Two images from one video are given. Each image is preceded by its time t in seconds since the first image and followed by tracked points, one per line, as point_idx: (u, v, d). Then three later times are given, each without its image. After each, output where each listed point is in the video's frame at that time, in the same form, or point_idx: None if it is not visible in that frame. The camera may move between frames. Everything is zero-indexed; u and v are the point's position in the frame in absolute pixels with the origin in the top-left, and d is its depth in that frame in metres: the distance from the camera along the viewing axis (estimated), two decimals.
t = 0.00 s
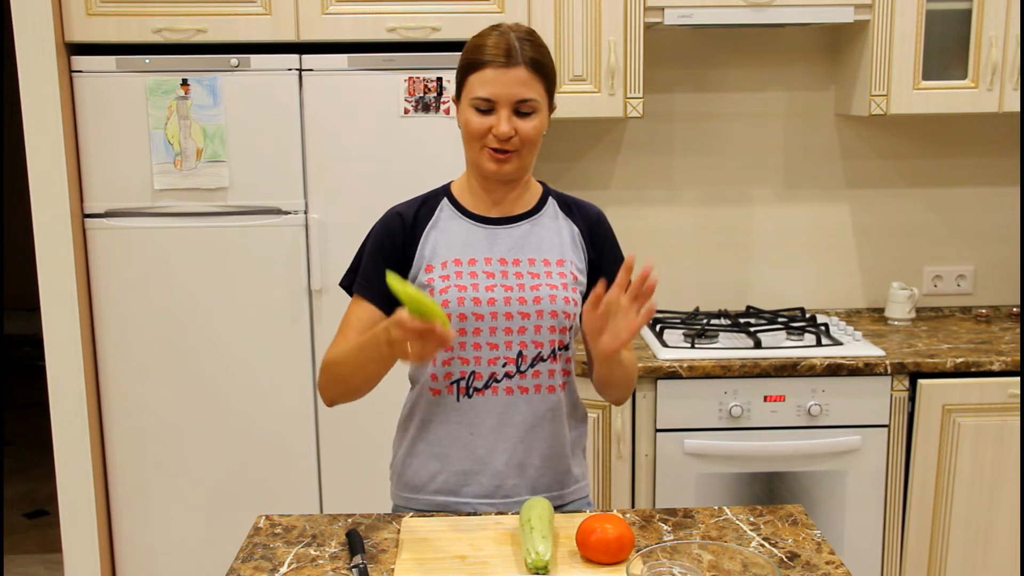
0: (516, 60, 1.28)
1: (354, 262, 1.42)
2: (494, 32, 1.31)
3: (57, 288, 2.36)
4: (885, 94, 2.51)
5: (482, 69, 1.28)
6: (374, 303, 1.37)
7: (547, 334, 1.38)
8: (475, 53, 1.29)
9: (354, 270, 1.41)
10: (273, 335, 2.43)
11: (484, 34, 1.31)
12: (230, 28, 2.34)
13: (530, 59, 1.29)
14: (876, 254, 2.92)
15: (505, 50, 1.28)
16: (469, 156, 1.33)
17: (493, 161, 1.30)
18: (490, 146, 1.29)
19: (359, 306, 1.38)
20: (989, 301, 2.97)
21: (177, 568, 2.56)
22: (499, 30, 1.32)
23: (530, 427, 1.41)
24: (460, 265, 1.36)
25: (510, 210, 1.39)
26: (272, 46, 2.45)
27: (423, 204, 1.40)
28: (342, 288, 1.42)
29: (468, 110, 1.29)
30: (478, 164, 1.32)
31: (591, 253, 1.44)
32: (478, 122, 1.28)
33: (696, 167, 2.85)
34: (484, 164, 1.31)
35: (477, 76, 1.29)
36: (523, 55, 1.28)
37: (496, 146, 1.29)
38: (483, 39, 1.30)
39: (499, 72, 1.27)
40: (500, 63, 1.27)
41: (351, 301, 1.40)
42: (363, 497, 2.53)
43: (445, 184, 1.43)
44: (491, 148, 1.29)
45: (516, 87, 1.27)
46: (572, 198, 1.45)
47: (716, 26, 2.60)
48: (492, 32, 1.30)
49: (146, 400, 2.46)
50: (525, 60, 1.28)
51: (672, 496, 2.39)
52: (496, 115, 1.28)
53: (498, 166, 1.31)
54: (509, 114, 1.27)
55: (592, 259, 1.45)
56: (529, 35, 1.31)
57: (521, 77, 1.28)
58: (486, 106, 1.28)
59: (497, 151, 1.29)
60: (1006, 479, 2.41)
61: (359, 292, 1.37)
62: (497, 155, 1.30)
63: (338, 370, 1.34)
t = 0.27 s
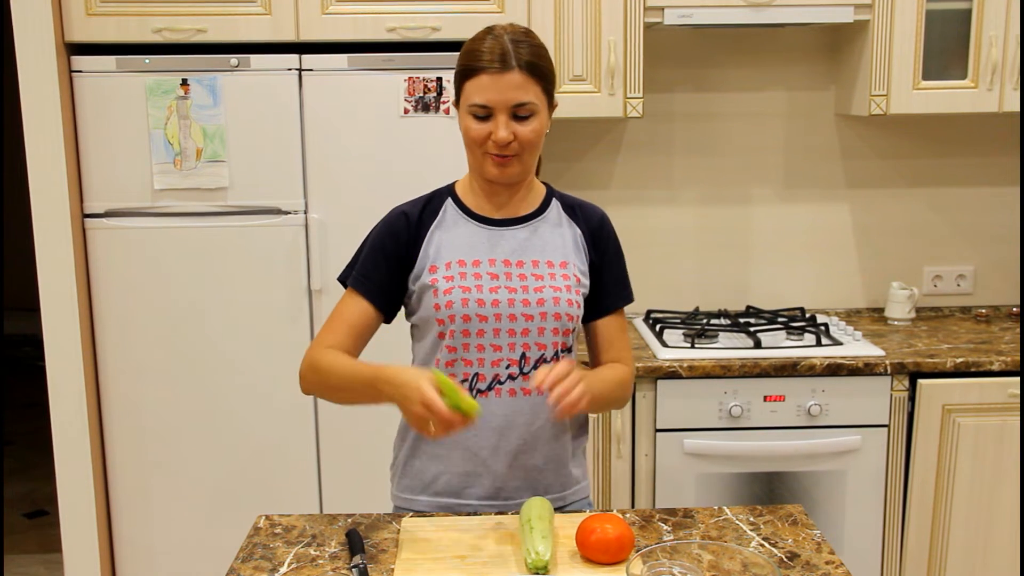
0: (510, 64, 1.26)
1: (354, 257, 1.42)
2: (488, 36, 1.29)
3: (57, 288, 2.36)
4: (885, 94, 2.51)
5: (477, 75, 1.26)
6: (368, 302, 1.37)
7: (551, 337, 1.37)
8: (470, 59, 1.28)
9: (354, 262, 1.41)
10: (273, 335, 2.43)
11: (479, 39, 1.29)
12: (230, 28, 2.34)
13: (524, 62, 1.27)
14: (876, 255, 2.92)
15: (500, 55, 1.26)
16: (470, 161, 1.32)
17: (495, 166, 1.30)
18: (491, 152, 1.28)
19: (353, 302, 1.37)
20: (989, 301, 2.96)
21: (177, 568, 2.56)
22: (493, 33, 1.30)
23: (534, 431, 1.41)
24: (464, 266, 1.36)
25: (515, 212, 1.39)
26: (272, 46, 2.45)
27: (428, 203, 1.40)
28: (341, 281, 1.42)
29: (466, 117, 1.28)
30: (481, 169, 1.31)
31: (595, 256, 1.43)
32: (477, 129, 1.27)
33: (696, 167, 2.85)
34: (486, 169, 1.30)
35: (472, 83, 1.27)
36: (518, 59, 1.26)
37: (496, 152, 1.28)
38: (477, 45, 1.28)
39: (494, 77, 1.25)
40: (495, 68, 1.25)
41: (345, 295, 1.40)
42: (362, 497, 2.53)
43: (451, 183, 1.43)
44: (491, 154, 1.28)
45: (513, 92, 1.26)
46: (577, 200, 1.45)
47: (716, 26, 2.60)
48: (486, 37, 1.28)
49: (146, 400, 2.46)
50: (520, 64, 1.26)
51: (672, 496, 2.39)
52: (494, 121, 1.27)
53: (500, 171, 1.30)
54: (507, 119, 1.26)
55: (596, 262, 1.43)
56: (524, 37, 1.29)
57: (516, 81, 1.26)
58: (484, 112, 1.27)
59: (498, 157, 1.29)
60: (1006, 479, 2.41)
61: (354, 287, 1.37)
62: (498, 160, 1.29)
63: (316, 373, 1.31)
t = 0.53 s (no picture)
0: (502, 71, 1.23)
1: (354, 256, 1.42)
2: (479, 39, 1.26)
3: (56, 288, 2.36)
4: (885, 94, 2.51)
5: (469, 83, 1.25)
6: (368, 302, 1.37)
7: (550, 338, 1.38)
8: (462, 65, 1.25)
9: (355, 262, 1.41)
10: (272, 335, 2.43)
11: (471, 43, 1.26)
12: (231, 28, 2.34)
13: (517, 68, 1.24)
14: (876, 254, 2.92)
15: (491, 61, 1.24)
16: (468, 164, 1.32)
17: (491, 171, 1.29)
18: (486, 158, 1.28)
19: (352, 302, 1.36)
20: (989, 301, 2.96)
21: (177, 568, 2.56)
22: (485, 35, 1.27)
23: (534, 432, 1.41)
24: (463, 268, 1.36)
25: (517, 211, 1.38)
26: (272, 46, 2.45)
27: (428, 203, 1.40)
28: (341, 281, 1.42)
29: (460, 123, 1.27)
30: (478, 173, 1.31)
31: (595, 251, 1.41)
32: (471, 136, 1.27)
33: (696, 167, 2.85)
34: (483, 174, 1.30)
35: (464, 90, 1.25)
36: (509, 65, 1.24)
37: (492, 159, 1.27)
38: (468, 49, 1.25)
39: (486, 86, 1.23)
40: (486, 76, 1.23)
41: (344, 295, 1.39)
42: (363, 498, 2.53)
43: (452, 182, 1.43)
44: (487, 160, 1.28)
45: (505, 100, 1.24)
46: (577, 197, 1.43)
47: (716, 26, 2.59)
48: (478, 40, 1.25)
49: (146, 400, 2.46)
50: (512, 70, 1.24)
51: (672, 496, 2.39)
52: (488, 128, 1.26)
53: (497, 176, 1.30)
54: (500, 126, 1.25)
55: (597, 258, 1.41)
56: (516, 38, 1.26)
57: (509, 89, 1.24)
58: (477, 120, 1.26)
59: (493, 162, 1.28)
60: (1006, 479, 2.41)
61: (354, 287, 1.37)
62: (494, 166, 1.29)
63: (314, 374, 1.30)
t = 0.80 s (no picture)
0: (489, 72, 1.23)
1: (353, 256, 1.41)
2: (467, 40, 1.26)
3: (57, 288, 2.36)
4: (885, 94, 2.51)
5: (457, 84, 1.25)
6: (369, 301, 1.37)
7: (548, 340, 1.38)
8: (450, 67, 1.25)
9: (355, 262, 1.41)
10: (272, 335, 2.43)
11: (458, 45, 1.26)
12: (231, 28, 2.34)
13: (504, 68, 1.24)
14: (876, 254, 2.92)
15: (479, 62, 1.24)
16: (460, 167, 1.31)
17: (483, 173, 1.29)
18: (476, 160, 1.27)
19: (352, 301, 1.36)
20: (989, 301, 2.96)
21: (177, 568, 2.56)
22: (473, 35, 1.27)
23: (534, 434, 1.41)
24: (459, 271, 1.36)
25: (513, 211, 1.38)
26: (272, 46, 2.45)
27: (425, 204, 1.39)
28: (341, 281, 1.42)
29: (450, 125, 1.27)
30: (470, 175, 1.30)
31: (592, 250, 1.40)
32: (460, 138, 1.26)
33: (696, 167, 2.85)
34: (475, 175, 1.30)
35: (452, 92, 1.25)
36: (496, 66, 1.23)
37: (482, 161, 1.27)
38: (456, 50, 1.26)
39: (473, 87, 1.23)
40: (472, 77, 1.23)
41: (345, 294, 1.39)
42: (362, 498, 2.53)
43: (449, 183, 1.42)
44: (477, 162, 1.27)
45: (493, 100, 1.23)
46: (574, 195, 1.42)
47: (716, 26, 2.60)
48: (465, 42, 1.25)
49: (146, 400, 2.46)
50: (499, 70, 1.23)
51: (672, 496, 2.39)
52: (476, 129, 1.25)
53: (489, 178, 1.29)
54: (489, 127, 1.25)
55: (593, 256, 1.40)
56: (504, 38, 1.26)
57: (496, 89, 1.23)
58: (466, 121, 1.25)
59: (484, 165, 1.28)
60: (1006, 479, 2.41)
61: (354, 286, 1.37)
62: (485, 168, 1.28)
63: (316, 373, 1.30)
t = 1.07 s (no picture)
0: (486, 71, 1.23)
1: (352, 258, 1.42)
2: (464, 40, 1.26)
3: (57, 288, 2.36)
4: (885, 94, 2.50)
5: (455, 84, 1.24)
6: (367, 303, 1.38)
7: (549, 342, 1.37)
8: (448, 67, 1.26)
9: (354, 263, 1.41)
10: (272, 335, 2.43)
11: (456, 44, 1.26)
12: (231, 28, 2.34)
13: (502, 67, 1.24)
14: (876, 254, 2.92)
15: (477, 61, 1.24)
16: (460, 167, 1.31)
17: (482, 173, 1.29)
18: (475, 160, 1.27)
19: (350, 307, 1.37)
20: (989, 301, 2.96)
21: (177, 568, 2.56)
22: (470, 35, 1.27)
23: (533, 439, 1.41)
24: (460, 273, 1.36)
25: (513, 212, 1.38)
26: (272, 46, 2.45)
27: (424, 205, 1.40)
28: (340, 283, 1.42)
29: (448, 126, 1.27)
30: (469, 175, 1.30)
31: (592, 252, 1.41)
32: (459, 138, 1.26)
33: (696, 167, 2.85)
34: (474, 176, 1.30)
35: (450, 92, 1.25)
36: (494, 65, 1.23)
37: (481, 161, 1.27)
38: (452, 50, 1.26)
39: (471, 87, 1.23)
40: (470, 77, 1.23)
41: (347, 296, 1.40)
42: (362, 498, 2.53)
43: (449, 184, 1.43)
44: (476, 162, 1.27)
45: (492, 100, 1.23)
46: (575, 196, 1.42)
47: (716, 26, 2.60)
48: (463, 42, 1.26)
49: (146, 400, 2.46)
50: (498, 69, 1.23)
51: (672, 496, 2.39)
52: (475, 130, 1.25)
53: (488, 178, 1.29)
54: (488, 127, 1.25)
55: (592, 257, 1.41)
56: (501, 38, 1.26)
57: (494, 89, 1.23)
58: (464, 122, 1.25)
59: (483, 165, 1.27)
60: (1006, 479, 2.41)
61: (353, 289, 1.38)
62: (484, 168, 1.28)
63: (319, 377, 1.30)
